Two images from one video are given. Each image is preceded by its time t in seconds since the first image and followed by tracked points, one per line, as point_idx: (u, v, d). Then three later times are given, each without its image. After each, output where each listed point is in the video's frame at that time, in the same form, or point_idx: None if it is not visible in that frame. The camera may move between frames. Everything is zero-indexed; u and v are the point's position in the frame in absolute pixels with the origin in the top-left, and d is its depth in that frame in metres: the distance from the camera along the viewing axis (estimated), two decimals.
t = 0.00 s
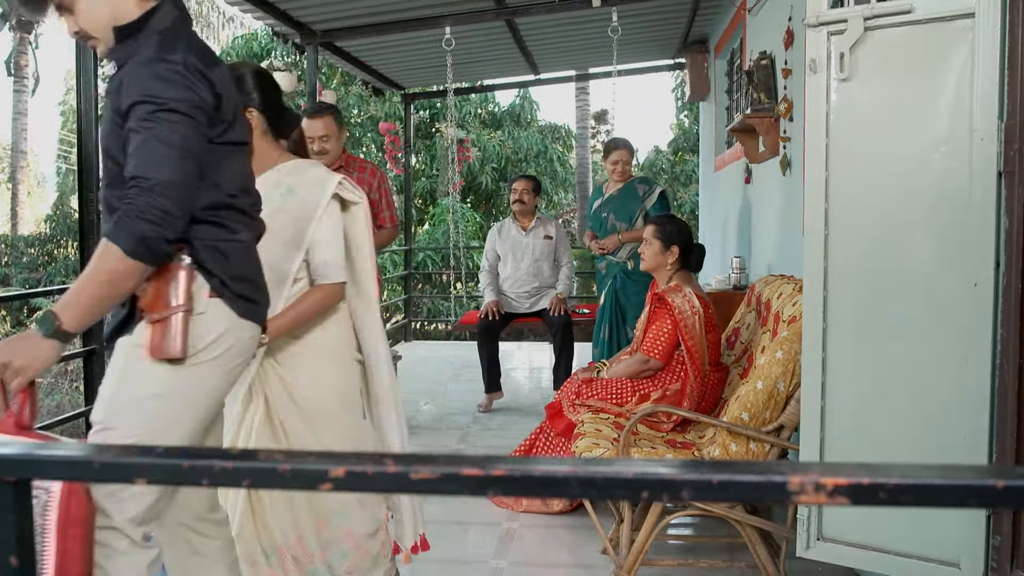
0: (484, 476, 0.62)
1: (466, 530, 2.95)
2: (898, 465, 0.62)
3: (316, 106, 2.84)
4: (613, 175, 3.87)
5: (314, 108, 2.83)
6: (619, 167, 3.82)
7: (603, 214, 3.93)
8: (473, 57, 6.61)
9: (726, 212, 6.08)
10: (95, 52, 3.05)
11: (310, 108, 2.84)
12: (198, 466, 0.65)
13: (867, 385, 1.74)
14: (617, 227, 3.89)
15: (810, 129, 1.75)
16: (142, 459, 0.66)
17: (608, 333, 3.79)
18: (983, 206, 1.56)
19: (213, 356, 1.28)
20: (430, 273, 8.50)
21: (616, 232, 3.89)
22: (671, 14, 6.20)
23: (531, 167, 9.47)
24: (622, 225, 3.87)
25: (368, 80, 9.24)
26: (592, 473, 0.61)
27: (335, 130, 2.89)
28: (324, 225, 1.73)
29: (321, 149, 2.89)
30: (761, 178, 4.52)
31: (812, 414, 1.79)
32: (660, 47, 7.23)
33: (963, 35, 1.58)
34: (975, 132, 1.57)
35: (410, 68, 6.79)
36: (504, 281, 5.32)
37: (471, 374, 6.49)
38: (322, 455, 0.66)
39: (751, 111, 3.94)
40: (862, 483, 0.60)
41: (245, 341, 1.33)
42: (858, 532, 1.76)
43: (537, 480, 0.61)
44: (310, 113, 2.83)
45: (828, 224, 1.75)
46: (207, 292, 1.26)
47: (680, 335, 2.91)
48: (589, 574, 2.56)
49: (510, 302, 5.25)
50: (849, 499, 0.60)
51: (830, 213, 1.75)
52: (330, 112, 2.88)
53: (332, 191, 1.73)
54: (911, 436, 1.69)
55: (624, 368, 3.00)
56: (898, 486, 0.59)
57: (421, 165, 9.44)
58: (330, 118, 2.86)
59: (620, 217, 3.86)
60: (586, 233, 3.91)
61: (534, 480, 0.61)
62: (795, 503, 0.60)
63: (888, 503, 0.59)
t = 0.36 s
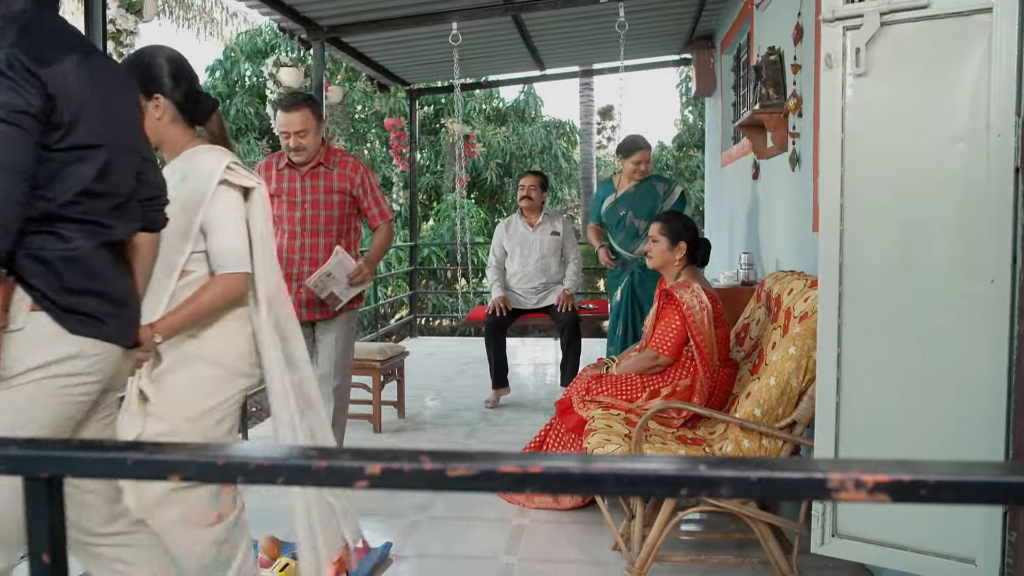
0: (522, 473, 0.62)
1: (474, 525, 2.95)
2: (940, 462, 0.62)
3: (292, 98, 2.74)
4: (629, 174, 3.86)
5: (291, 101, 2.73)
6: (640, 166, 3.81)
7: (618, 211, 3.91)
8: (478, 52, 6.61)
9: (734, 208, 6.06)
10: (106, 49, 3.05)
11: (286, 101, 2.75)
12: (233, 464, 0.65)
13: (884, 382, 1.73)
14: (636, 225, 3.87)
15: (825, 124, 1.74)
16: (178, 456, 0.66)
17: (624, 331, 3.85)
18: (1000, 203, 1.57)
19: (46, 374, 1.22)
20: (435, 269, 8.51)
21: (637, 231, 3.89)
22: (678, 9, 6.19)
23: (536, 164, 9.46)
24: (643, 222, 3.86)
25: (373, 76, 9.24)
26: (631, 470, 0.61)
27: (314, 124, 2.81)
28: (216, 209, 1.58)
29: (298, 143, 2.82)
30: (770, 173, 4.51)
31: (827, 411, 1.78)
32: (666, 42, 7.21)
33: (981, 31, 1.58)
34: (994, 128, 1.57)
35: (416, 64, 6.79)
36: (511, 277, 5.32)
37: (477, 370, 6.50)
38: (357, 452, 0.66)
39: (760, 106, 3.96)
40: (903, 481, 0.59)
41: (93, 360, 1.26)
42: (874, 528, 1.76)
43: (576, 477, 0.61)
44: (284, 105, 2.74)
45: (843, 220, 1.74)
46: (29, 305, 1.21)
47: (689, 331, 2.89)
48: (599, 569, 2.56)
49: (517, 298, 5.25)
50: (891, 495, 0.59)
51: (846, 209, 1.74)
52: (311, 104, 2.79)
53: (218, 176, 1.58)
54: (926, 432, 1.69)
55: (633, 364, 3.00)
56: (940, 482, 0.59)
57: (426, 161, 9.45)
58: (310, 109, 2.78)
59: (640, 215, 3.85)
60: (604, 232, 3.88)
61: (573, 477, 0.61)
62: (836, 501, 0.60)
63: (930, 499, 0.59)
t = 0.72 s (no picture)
0: (569, 471, 0.62)
1: (488, 522, 2.96)
2: (995, 461, 0.61)
3: (274, 171, 2.34)
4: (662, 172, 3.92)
5: (275, 176, 2.34)
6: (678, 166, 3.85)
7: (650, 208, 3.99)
8: (487, 49, 6.61)
9: (744, 204, 6.05)
10: (120, 45, 3.06)
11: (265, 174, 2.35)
12: (275, 460, 0.65)
13: (903, 380, 1.73)
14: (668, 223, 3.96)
15: (845, 120, 1.73)
16: (219, 453, 0.66)
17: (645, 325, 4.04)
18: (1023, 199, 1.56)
19: None
20: (443, 266, 8.52)
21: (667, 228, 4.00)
22: (689, 5, 6.17)
23: (543, 160, 9.45)
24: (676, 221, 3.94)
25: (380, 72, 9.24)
26: (678, 468, 0.62)
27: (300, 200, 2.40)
28: (78, 209, 1.44)
29: (282, 224, 2.41)
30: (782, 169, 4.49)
31: (847, 407, 1.78)
32: (675, 38, 7.19)
33: (1004, 25, 1.57)
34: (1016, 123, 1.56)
35: (424, 60, 6.78)
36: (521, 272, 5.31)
37: (487, 366, 6.51)
38: (401, 449, 0.66)
39: (772, 103, 3.95)
40: (952, 479, 0.59)
41: None
42: (894, 525, 1.76)
43: (623, 475, 0.62)
44: (264, 182, 2.35)
45: (863, 216, 1.74)
46: None
47: (703, 328, 2.89)
48: (613, 566, 2.57)
49: (527, 294, 5.25)
50: (940, 494, 0.59)
51: (866, 205, 1.73)
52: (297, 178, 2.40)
53: (70, 177, 1.42)
54: (946, 429, 1.68)
55: (645, 361, 2.99)
56: (989, 481, 0.58)
57: (434, 156, 9.45)
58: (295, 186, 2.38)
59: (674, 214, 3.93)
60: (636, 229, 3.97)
61: (621, 475, 0.62)
62: (885, 498, 0.60)
63: (978, 497, 0.59)
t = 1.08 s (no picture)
0: (620, 465, 0.63)
1: (503, 514, 2.97)
2: None
3: (273, 316, 2.00)
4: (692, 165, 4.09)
5: (275, 323, 2.00)
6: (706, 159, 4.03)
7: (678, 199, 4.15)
8: (496, 41, 6.60)
9: (757, 197, 6.02)
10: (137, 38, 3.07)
11: (262, 318, 2.01)
12: (322, 455, 0.65)
13: (926, 373, 1.71)
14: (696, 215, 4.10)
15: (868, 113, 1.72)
16: (263, 446, 0.67)
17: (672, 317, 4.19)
18: None
19: None
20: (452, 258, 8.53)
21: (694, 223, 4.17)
22: None
23: (552, 152, 9.43)
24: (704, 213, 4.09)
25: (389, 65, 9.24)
26: (731, 462, 0.62)
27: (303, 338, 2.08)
28: None
29: (286, 362, 2.12)
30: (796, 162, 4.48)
31: (869, 402, 1.76)
32: (685, 31, 7.17)
33: None
34: None
35: (434, 53, 6.78)
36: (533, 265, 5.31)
37: (497, 359, 6.51)
38: (447, 443, 0.67)
39: (787, 95, 3.93)
40: (1009, 474, 0.59)
41: None
42: (917, 520, 1.75)
43: (675, 470, 0.62)
44: (262, 330, 2.01)
45: (886, 209, 1.72)
46: None
47: (718, 322, 2.88)
48: (629, 558, 2.57)
49: (538, 287, 5.24)
50: (996, 489, 0.59)
51: (888, 198, 1.72)
52: (296, 312, 2.06)
53: None
54: (969, 423, 1.68)
55: (661, 355, 2.98)
56: None
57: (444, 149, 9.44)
58: (297, 326, 2.05)
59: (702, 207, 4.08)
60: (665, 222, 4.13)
61: (673, 469, 0.62)
62: (941, 494, 0.60)
63: None
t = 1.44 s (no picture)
0: (674, 457, 0.63)
1: (518, 504, 2.98)
2: None
3: (292, 334, 1.94)
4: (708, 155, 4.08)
5: (293, 342, 1.93)
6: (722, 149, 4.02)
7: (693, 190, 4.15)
8: (505, 31, 6.59)
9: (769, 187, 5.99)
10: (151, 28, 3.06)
11: (280, 336, 1.94)
12: (372, 447, 0.65)
13: (947, 365, 1.70)
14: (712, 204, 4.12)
15: (892, 102, 1.70)
16: (312, 438, 0.67)
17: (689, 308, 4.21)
18: None
19: None
20: (460, 249, 8.52)
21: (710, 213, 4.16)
22: None
23: (559, 143, 9.40)
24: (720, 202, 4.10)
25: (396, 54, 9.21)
26: (784, 454, 0.61)
27: (320, 356, 2.02)
28: None
29: (301, 378, 2.06)
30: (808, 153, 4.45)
31: (890, 393, 1.75)
32: (695, 20, 7.12)
33: None
34: None
35: (443, 43, 6.75)
36: (543, 256, 5.29)
37: (507, 349, 6.52)
38: (499, 434, 0.66)
39: (800, 85, 3.88)
40: None
41: None
42: (937, 511, 1.74)
43: (729, 461, 0.62)
44: (279, 348, 1.94)
45: (909, 199, 1.70)
46: None
47: (732, 313, 2.87)
48: (644, 549, 2.58)
49: (549, 278, 5.23)
50: None
51: (911, 187, 1.69)
52: (314, 329, 2.00)
53: None
54: (990, 416, 1.66)
55: (674, 346, 2.97)
56: None
57: (451, 139, 9.42)
58: (316, 344, 1.99)
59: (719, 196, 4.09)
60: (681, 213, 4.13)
61: (727, 461, 0.62)
62: (998, 487, 0.59)
63: None
